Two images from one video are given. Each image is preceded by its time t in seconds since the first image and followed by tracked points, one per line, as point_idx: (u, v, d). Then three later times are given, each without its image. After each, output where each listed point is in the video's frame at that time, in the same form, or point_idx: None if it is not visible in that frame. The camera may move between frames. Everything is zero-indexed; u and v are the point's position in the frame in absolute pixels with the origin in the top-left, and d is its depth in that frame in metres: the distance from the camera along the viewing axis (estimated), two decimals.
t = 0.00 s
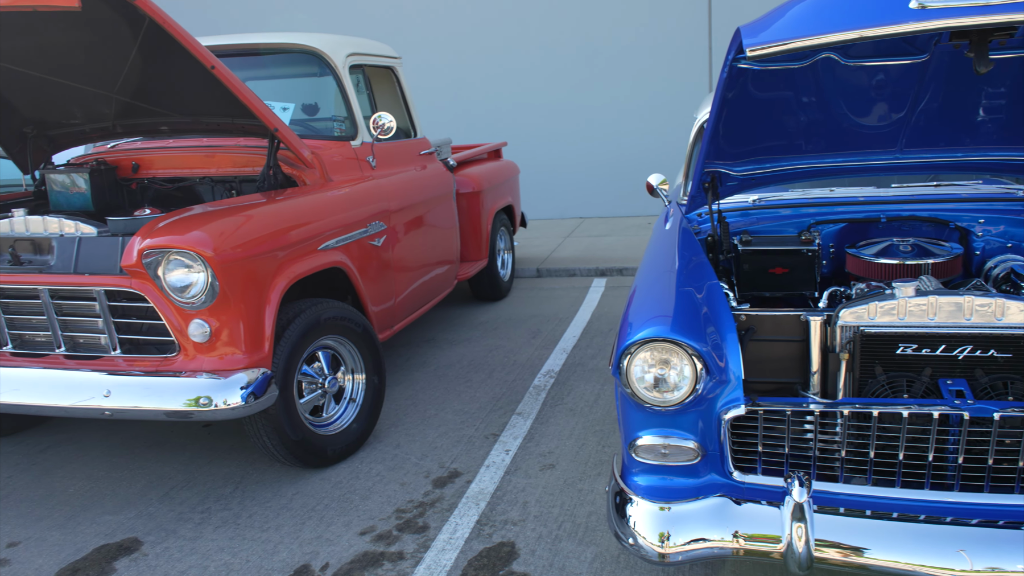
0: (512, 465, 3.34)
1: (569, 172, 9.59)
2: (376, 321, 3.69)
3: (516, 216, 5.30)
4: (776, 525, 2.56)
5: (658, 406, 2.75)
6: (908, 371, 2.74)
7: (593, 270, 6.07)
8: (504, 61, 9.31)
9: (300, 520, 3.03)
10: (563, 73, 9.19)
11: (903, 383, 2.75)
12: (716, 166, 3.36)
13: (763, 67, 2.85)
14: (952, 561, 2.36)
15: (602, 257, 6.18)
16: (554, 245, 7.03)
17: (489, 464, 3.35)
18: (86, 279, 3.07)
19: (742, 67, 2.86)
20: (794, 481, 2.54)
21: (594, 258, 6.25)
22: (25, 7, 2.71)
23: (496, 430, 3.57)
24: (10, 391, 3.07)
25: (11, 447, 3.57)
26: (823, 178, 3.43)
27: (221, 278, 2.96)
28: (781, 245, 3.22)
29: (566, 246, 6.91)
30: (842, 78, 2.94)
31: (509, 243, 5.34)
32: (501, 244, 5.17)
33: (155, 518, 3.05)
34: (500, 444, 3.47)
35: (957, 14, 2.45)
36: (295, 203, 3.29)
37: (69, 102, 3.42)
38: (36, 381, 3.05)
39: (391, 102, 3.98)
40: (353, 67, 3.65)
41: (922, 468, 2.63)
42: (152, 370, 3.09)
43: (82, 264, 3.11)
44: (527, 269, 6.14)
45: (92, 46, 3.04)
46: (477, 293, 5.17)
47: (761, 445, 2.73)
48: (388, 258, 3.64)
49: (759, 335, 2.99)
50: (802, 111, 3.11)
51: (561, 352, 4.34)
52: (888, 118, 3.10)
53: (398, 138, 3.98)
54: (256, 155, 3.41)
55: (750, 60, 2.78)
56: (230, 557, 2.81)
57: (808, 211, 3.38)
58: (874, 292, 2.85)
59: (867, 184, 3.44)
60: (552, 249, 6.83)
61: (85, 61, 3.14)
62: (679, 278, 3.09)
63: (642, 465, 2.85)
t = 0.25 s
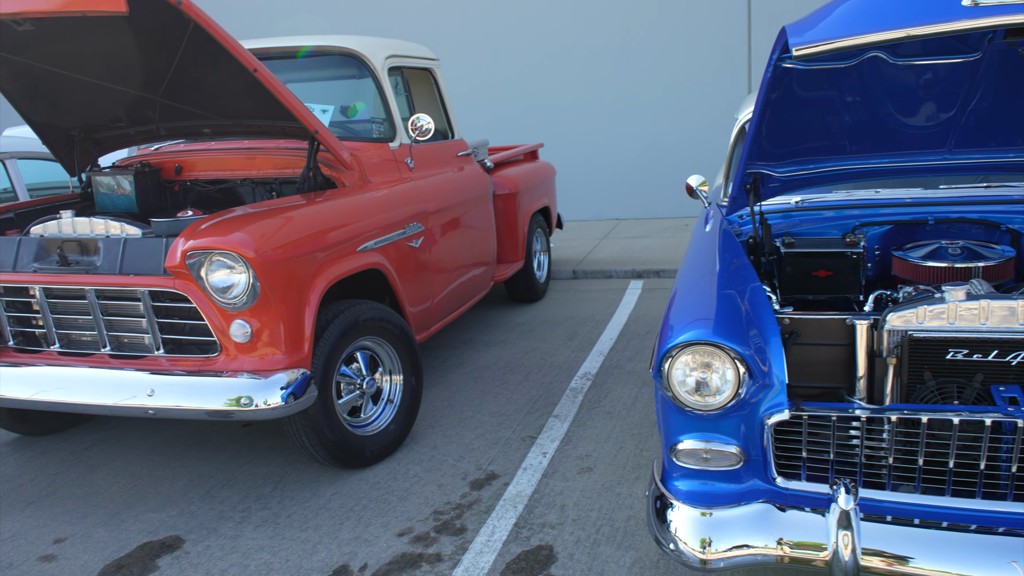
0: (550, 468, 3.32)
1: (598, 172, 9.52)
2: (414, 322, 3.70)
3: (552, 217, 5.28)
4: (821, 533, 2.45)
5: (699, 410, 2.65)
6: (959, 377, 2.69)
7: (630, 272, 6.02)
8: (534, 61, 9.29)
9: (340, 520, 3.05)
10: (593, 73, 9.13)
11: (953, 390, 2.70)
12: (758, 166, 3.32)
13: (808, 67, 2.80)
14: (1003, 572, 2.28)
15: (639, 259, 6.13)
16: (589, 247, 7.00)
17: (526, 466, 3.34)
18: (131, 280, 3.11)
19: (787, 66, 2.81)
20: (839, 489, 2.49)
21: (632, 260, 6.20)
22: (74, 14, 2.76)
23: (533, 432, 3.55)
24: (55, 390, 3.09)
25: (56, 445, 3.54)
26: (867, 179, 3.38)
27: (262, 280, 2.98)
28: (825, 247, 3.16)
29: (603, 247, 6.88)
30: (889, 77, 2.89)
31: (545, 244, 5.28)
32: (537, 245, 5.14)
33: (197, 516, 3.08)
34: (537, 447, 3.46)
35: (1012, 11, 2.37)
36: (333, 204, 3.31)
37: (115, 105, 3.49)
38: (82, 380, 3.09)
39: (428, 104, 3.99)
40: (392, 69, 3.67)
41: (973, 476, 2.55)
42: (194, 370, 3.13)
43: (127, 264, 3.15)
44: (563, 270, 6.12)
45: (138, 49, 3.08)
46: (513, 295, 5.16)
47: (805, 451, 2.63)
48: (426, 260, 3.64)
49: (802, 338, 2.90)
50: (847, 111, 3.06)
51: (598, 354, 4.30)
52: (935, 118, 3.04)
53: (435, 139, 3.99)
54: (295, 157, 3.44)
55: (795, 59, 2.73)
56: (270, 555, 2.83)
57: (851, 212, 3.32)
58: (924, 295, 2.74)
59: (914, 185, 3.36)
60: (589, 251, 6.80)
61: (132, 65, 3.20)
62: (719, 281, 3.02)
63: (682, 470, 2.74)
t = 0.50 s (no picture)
0: (586, 483, 3.13)
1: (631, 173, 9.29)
2: (445, 327, 3.55)
3: (588, 219, 5.10)
4: (881, 560, 2.16)
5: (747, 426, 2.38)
6: None
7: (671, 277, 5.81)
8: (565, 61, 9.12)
9: (365, 534, 2.89)
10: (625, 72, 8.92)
11: None
12: (811, 166, 3.12)
13: (867, 61, 2.60)
14: None
15: (680, 264, 5.91)
16: (628, 250, 6.80)
17: (561, 480, 3.16)
18: (155, 280, 3.00)
19: (844, 60, 2.61)
20: (900, 512, 2.15)
21: (672, 264, 5.98)
22: (101, 5, 2.67)
23: (568, 445, 3.36)
24: (77, 392, 2.97)
25: (76, 448, 3.42)
26: (930, 180, 3.15)
27: (290, 281, 2.87)
28: (883, 253, 2.97)
29: (642, 251, 6.68)
30: (954, 72, 2.66)
31: (582, 248, 5.06)
32: (573, 248, 4.95)
33: (218, 526, 2.95)
34: (573, 460, 3.27)
35: None
36: (364, 203, 3.19)
37: (143, 100, 3.40)
38: (104, 382, 2.98)
39: (461, 100, 3.82)
40: (424, 63, 3.51)
41: None
42: (218, 374, 3.01)
43: (151, 264, 3.04)
44: (600, 274, 5.92)
45: (165, 42, 2.99)
46: (547, 300, 4.99)
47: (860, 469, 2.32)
48: (459, 262, 3.50)
49: (860, 350, 2.67)
50: (907, 108, 2.85)
51: (637, 364, 4.09)
52: (1004, 115, 2.81)
53: (469, 137, 3.84)
54: (325, 154, 3.32)
55: (854, 52, 2.54)
56: (292, 570, 2.69)
57: (911, 216, 3.12)
58: (992, 306, 2.50)
59: (981, 186, 3.16)
60: (626, 254, 6.60)
61: (159, 58, 3.11)
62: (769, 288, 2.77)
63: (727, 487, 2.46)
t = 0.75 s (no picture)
0: (630, 501, 2.96)
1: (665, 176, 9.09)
2: (482, 335, 3.41)
3: (630, 224, 4.94)
4: None
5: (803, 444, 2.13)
6: None
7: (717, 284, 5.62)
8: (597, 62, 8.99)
9: (399, 550, 2.75)
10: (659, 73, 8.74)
11: None
12: (871, 170, 2.92)
13: (936, 58, 2.41)
14: None
15: (727, 271, 5.72)
16: (670, 256, 6.59)
17: (604, 497, 2.99)
18: (186, 284, 2.91)
19: (910, 57, 2.42)
20: (971, 539, 1.99)
21: (718, 271, 5.79)
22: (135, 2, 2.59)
23: (611, 460, 3.20)
24: (106, 399, 2.87)
25: (104, 456, 3.33)
26: (1000, 184, 2.95)
27: (324, 286, 2.77)
28: (949, 262, 2.80)
29: (687, 257, 6.49)
30: None
31: (623, 253, 4.93)
32: (615, 254, 4.79)
33: (248, 539, 2.82)
34: (616, 476, 3.11)
35: None
36: (399, 206, 3.07)
37: (174, 99, 3.31)
38: (133, 389, 2.88)
39: (499, 99, 3.66)
40: (462, 61, 3.37)
41: None
42: (250, 382, 2.91)
43: (182, 268, 2.96)
44: (643, 281, 5.75)
45: (199, 40, 2.91)
46: (588, 308, 4.82)
47: (927, 492, 2.10)
48: (497, 268, 3.36)
49: (925, 364, 2.40)
50: (976, 107, 2.63)
51: (682, 376, 3.91)
52: None
53: (507, 137, 3.70)
54: (359, 155, 3.21)
55: (921, 48, 2.35)
56: None
57: (978, 222, 2.97)
58: None
59: None
60: (670, 260, 6.42)
61: (191, 56, 3.02)
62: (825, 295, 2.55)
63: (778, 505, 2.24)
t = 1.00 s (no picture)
0: (674, 531, 2.85)
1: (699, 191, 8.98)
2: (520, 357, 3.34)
3: (672, 243, 4.85)
4: None
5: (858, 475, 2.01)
6: None
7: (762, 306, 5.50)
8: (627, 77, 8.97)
9: None
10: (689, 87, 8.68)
11: None
12: (928, 188, 2.81)
13: (997, 73, 2.28)
14: None
15: (772, 293, 5.60)
16: (713, 276, 6.47)
17: (647, 526, 2.89)
18: (224, 305, 2.88)
19: (971, 71, 2.31)
20: None
21: (763, 293, 5.68)
22: (176, 21, 2.58)
23: (654, 488, 3.11)
24: (143, 420, 2.84)
25: (140, 477, 3.29)
26: None
27: (363, 307, 2.72)
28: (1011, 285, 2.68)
29: (730, 277, 6.38)
30: None
31: (664, 273, 4.80)
32: (656, 274, 4.68)
33: (284, 565, 2.74)
34: (659, 505, 3.02)
35: None
36: (437, 226, 3.02)
37: (212, 118, 3.29)
38: (170, 411, 2.85)
39: (539, 116, 3.59)
40: (502, 78, 3.32)
41: None
42: (286, 405, 2.87)
43: (220, 288, 2.92)
44: (684, 302, 5.66)
45: (239, 59, 2.90)
46: (628, 329, 4.73)
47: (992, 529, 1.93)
48: (536, 288, 3.30)
49: (987, 393, 2.21)
50: None
51: (727, 401, 3.80)
52: None
53: (547, 155, 3.64)
54: (396, 174, 3.16)
55: (983, 62, 2.24)
56: None
57: None
58: None
59: None
60: (713, 281, 6.31)
61: (230, 75, 3.00)
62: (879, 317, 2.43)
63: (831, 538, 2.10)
